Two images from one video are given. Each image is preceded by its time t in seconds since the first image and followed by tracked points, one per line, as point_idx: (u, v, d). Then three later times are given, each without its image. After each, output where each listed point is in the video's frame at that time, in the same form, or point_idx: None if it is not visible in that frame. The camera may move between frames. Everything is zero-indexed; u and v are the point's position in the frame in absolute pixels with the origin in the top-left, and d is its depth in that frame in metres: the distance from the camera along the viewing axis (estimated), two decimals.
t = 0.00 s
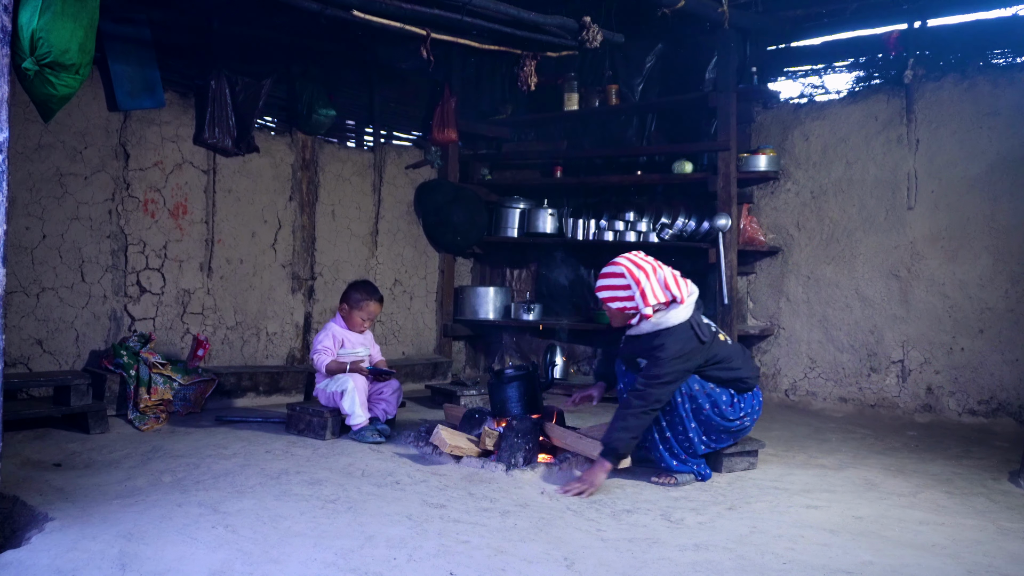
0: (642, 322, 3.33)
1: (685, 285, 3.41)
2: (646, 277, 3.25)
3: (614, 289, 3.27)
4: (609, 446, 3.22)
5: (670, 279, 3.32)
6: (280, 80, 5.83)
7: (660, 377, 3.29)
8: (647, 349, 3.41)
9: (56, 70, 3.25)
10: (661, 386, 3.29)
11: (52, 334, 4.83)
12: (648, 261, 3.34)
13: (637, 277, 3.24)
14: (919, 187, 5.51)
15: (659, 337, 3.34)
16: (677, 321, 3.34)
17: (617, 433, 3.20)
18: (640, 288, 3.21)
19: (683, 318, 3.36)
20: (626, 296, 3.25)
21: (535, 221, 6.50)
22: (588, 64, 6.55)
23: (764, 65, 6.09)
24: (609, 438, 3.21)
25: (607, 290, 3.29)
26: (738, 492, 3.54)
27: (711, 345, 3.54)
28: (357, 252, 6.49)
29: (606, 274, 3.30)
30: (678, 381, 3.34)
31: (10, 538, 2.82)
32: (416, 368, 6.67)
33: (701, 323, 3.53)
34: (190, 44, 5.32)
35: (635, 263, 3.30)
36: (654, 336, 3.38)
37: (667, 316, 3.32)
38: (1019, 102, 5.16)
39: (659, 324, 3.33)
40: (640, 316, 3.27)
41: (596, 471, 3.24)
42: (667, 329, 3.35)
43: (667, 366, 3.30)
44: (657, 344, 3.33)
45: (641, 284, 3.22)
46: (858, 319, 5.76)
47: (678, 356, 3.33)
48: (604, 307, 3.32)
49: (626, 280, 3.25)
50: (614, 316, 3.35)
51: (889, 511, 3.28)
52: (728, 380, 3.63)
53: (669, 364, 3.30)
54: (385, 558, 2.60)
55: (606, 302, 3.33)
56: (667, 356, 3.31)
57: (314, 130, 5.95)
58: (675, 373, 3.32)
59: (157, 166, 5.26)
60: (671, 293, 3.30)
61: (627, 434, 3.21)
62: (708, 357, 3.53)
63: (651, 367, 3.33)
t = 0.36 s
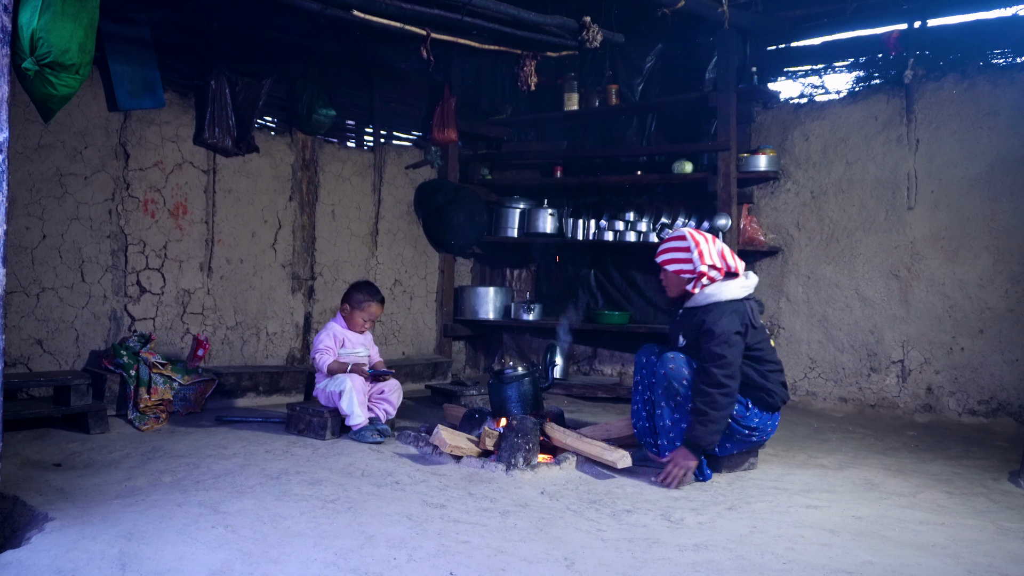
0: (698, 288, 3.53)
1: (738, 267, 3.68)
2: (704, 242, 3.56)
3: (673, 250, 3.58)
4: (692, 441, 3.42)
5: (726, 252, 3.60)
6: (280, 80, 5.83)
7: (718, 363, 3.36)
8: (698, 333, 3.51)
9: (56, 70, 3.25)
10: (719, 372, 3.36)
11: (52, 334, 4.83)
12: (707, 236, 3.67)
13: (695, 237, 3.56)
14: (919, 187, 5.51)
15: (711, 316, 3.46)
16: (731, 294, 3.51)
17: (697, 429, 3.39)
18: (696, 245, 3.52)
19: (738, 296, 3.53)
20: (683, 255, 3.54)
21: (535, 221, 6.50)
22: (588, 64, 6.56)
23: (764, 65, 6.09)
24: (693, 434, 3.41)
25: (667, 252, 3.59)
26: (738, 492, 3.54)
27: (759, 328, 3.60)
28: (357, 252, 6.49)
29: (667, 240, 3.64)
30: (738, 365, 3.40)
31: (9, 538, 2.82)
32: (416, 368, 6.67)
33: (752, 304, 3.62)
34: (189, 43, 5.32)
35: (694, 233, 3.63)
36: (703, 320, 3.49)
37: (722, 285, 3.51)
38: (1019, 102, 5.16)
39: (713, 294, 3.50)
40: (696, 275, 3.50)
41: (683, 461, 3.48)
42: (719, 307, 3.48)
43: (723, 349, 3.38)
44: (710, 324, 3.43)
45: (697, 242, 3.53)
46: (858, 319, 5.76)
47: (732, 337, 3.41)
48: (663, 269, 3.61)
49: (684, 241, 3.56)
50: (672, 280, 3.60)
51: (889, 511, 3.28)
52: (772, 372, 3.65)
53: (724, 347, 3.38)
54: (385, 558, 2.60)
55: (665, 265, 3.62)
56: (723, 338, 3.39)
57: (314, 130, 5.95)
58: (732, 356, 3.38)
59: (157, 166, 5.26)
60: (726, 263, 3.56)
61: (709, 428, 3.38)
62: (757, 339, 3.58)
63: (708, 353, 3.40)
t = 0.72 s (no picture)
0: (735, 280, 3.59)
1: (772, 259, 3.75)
2: (743, 234, 3.62)
3: (711, 242, 3.63)
4: (722, 432, 3.50)
5: (763, 247, 3.66)
6: (280, 80, 5.83)
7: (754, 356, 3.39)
8: (734, 324, 3.53)
9: (56, 70, 3.25)
10: (754, 366, 3.39)
11: (53, 334, 4.83)
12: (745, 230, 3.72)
13: (735, 230, 3.62)
14: (919, 187, 5.51)
15: (750, 304, 3.47)
16: (770, 287, 3.54)
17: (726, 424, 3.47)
18: (736, 237, 3.58)
19: (775, 293, 3.56)
20: (722, 247, 3.60)
21: (535, 221, 6.50)
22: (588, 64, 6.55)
23: (763, 65, 6.09)
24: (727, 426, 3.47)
25: (705, 244, 3.64)
26: (738, 492, 3.55)
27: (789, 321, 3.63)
28: (357, 252, 6.49)
29: (706, 232, 3.69)
30: (773, 360, 3.43)
31: (9, 538, 2.82)
32: (416, 368, 6.68)
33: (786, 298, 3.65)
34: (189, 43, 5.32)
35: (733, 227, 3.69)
36: (741, 310, 3.50)
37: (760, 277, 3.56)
38: (1019, 102, 5.16)
39: (751, 286, 3.54)
40: (736, 267, 3.56)
41: (719, 447, 3.54)
42: (759, 297, 3.50)
43: (761, 341, 3.39)
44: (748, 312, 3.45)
45: (737, 235, 3.59)
46: (858, 319, 5.76)
47: (770, 329, 3.43)
48: (700, 261, 3.66)
49: (723, 233, 3.62)
50: (709, 272, 3.65)
51: (889, 511, 3.28)
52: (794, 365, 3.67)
53: (762, 338, 3.40)
54: (385, 558, 2.60)
55: (703, 256, 3.66)
56: (763, 329, 3.41)
57: (314, 130, 5.95)
58: (767, 349, 3.41)
59: (157, 166, 5.26)
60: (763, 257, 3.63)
61: (744, 420, 3.45)
62: (788, 335, 3.62)
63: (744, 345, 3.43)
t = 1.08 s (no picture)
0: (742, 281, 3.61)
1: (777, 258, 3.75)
2: (752, 236, 3.60)
3: (719, 243, 3.61)
4: (756, 442, 3.52)
5: (770, 248, 3.64)
6: (280, 80, 5.83)
7: (774, 360, 3.39)
8: (745, 329, 3.53)
9: (56, 70, 3.24)
10: (773, 370, 3.39)
11: (53, 334, 4.83)
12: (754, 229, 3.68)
13: (744, 231, 3.59)
14: (919, 187, 5.51)
15: (762, 308, 3.49)
16: (777, 289, 3.56)
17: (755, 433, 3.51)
18: (744, 240, 3.55)
19: (784, 296, 3.58)
20: (730, 249, 3.59)
21: (535, 221, 6.50)
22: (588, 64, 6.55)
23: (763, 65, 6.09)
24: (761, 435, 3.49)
25: (713, 245, 3.62)
26: (738, 492, 3.55)
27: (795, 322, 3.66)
28: (357, 252, 6.49)
29: (714, 231, 3.66)
30: (791, 361, 3.42)
31: (9, 538, 2.83)
32: (417, 368, 6.68)
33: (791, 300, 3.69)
34: (189, 43, 5.32)
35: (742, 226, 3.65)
36: (753, 315, 3.51)
37: (768, 280, 3.57)
38: (1019, 102, 5.16)
39: (758, 288, 3.56)
40: (744, 270, 3.56)
41: (751, 454, 3.62)
42: (770, 301, 3.52)
43: (777, 344, 3.41)
44: (762, 316, 3.46)
45: (745, 237, 3.56)
46: (858, 319, 5.76)
47: (784, 331, 3.44)
48: (707, 262, 3.66)
49: (731, 234, 3.60)
50: (716, 272, 3.66)
51: (889, 511, 3.28)
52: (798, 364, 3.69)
53: (777, 341, 3.41)
54: (385, 558, 2.60)
55: (710, 256, 3.64)
56: (780, 332, 3.43)
57: (314, 130, 5.94)
58: (784, 351, 3.42)
59: (157, 166, 5.26)
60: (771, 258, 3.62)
61: (773, 428, 3.45)
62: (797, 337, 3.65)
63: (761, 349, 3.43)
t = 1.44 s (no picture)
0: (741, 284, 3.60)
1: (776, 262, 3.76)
2: (755, 240, 3.60)
3: (722, 244, 3.60)
4: (755, 444, 3.54)
5: (773, 253, 3.64)
6: (280, 80, 5.83)
7: (772, 365, 3.39)
8: (744, 334, 3.54)
9: (56, 70, 3.24)
10: (771, 375, 3.39)
11: (52, 334, 4.83)
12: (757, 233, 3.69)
13: (748, 233, 3.59)
14: (919, 187, 5.51)
15: (761, 312, 3.49)
16: (775, 293, 3.57)
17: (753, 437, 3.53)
18: (748, 242, 3.56)
19: (782, 298, 3.59)
20: (733, 251, 3.58)
21: (535, 221, 6.50)
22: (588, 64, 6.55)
23: (764, 65, 6.09)
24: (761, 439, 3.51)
25: (716, 245, 3.61)
26: (738, 492, 3.55)
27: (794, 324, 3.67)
28: (357, 252, 6.49)
29: (717, 232, 3.65)
30: (790, 366, 3.43)
31: (10, 538, 2.83)
32: (417, 368, 6.68)
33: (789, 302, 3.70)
34: (190, 43, 5.32)
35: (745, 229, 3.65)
36: (752, 319, 3.51)
37: (767, 283, 3.57)
38: (1019, 103, 5.16)
39: (756, 291, 3.56)
40: (745, 273, 3.56)
41: (749, 455, 3.66)
42: (768, 304, 3.52)
43: (776, 349, 3.42)
44: (760, 321, 3.46)
45: (749, 239, 3.56)
46: (858, 319, 5.76)
47: (783, 336, 3.45)
48: (708, 263, 3.64)
49: (734, 236, 3.59)
50: (715, 274, 3.65)
51: (889, 511, 3.28)
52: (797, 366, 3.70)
53: (776, 345, 3.42)
54: (385, 558, 2.60)
55: (711, 256, 3.62)
56: (778, 337, 3.43)
57: (314, 130, 5.94)
58: (783, 355, 3.42)
59: (157, 166, 5.26)
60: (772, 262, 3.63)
61: (770, 432, 3.47)
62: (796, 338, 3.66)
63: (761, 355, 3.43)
